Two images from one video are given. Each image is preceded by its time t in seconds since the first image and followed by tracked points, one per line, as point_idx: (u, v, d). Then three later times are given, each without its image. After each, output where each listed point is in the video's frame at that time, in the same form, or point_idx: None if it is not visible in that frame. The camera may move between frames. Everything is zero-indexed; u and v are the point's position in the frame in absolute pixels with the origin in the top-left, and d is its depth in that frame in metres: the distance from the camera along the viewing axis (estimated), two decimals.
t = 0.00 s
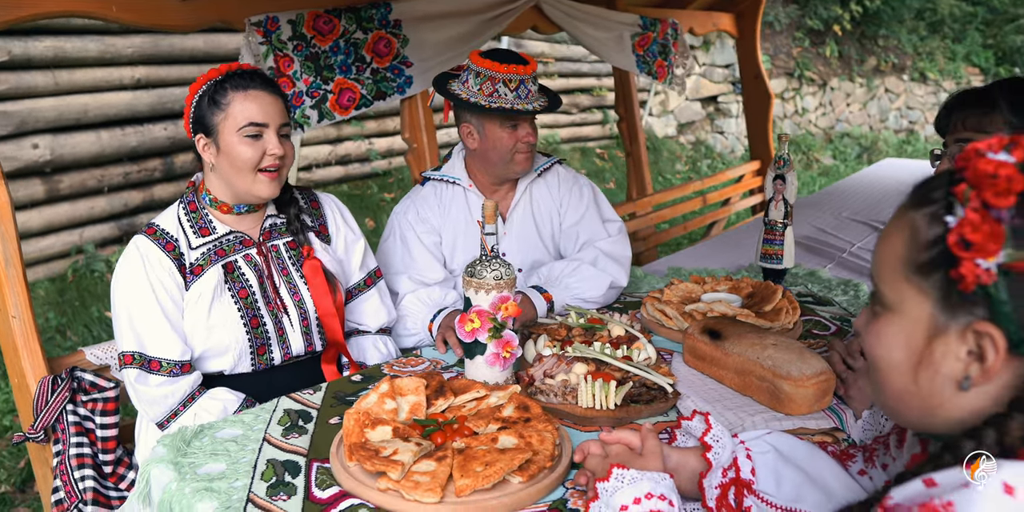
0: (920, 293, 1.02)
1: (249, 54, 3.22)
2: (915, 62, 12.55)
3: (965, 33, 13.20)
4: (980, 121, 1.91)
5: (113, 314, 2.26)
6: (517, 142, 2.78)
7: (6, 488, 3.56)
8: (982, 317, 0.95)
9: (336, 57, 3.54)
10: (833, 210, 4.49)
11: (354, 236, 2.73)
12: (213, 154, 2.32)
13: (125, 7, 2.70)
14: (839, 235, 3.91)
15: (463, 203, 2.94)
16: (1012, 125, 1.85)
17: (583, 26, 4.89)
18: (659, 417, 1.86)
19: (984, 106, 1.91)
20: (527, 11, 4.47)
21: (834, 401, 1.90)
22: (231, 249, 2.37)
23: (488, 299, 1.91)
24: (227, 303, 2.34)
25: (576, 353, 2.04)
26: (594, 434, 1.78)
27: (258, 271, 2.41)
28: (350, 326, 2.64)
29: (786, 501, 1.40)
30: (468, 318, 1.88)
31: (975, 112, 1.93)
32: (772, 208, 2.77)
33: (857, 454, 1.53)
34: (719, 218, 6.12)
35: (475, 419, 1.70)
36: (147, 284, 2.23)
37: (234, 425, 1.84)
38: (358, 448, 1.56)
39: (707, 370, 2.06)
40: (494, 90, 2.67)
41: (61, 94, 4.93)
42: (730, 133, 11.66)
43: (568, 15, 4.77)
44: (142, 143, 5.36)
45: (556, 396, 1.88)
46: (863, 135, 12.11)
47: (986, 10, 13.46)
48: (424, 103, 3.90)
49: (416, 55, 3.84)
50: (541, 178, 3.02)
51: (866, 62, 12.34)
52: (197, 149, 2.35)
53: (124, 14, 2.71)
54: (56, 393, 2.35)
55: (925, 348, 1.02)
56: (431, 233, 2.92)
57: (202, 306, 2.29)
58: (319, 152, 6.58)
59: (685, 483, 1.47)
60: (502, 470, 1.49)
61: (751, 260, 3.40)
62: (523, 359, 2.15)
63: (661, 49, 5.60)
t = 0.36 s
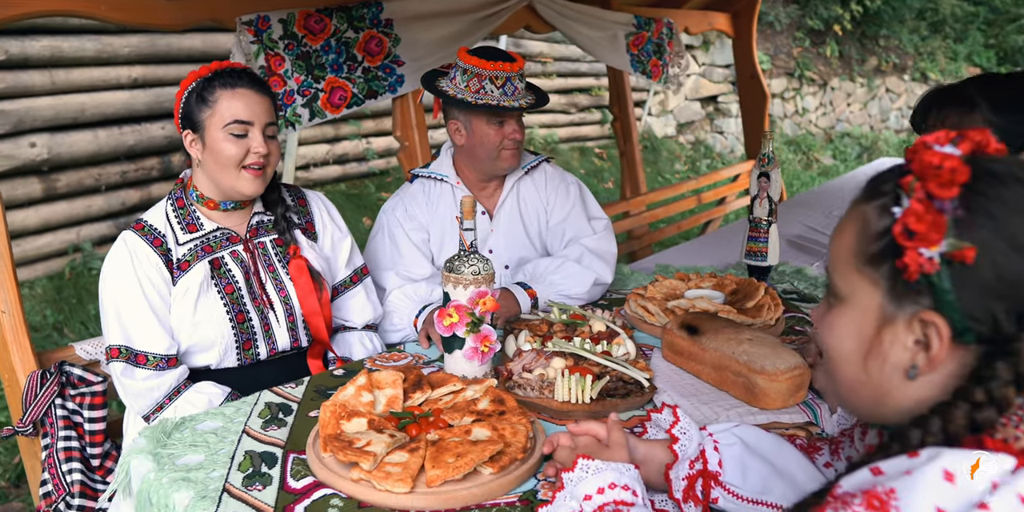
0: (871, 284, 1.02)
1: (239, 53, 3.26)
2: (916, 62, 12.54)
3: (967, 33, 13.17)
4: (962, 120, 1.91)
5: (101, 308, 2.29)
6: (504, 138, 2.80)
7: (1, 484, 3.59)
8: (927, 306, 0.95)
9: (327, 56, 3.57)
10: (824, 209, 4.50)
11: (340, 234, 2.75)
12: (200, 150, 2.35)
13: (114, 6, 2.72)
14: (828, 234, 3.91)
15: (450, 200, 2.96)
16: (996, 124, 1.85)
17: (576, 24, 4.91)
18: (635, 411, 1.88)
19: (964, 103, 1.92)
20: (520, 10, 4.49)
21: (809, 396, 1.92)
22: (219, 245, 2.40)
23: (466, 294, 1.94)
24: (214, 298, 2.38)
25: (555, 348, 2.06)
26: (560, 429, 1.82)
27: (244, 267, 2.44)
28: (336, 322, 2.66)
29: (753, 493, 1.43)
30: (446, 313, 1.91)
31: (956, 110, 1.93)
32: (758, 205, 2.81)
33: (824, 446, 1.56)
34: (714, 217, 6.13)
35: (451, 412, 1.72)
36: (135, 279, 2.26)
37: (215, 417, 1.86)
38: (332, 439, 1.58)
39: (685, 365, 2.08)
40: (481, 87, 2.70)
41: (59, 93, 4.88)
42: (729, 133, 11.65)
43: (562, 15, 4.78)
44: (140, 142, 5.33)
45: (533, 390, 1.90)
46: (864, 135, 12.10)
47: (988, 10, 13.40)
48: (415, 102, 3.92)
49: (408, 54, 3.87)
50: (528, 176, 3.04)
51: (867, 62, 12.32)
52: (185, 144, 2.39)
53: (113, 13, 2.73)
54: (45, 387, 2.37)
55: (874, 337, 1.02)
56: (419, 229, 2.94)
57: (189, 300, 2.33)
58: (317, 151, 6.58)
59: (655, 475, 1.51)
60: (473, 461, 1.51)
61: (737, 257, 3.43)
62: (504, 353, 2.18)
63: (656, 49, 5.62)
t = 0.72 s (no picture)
0: (823, 273, 1.01)
1: (231, 51, 3.28)
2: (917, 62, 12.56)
3: (969, 32, 13.17)
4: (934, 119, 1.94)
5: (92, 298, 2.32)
6: (491, 134, 2.81)
7: None
8: (875, 296, 0.94)
9: (318, 54, 3.60)
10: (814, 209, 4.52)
11: (330, 229, 2.78)
12: (192, 143, 2.38)
13: (106, 5, 2.73)
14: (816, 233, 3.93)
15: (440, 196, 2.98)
16: (965, 122, 1.91)
17: (569, 23, 4.93)
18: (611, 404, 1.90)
19: (935, 99, 1.95)
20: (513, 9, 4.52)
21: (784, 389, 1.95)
22: (209, 238, 2.43)
23: (444, 288, 1.97)
24: (202, 290, 2.40)
25: (534, 342, 2.08)
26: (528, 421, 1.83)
27: (234, 259, 2.47)
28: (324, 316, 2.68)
29: (720, 483, 1.47)
30: (424, 307, 1.94)
31: (926, 104, 1.96)
32: (742, 202, 2.82)
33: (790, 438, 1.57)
34: (709, 216, 6.16)
35: (426, 404, 1.75)
36: (125, 268, 2.29)
37: (196, 409, 1.89)
38: (307, 430, 1.61)
39: (663, 359, 2.10)
40: (468, 82, 2.73)
41: (56, 93, 4.77)
42: (729, 133, 11.65)
43: (555, 14, 4.81)
44: (137, 141, 5.21)
45: (510, 383, 1.92)
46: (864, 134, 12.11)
47: (991, 9, 13.38)
48: (407, 99, 3.95)
49: (400, 53, 3.90)
50: (518, 172, 3.07)
51: (867, 62, 12.34)
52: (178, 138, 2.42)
53: (104, 11, 2.74)
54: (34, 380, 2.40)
55: (825, 326, 1.01)
56: (409, 224, 2.96)
57: (178, 291, 2.35)
58: (315, 150, 6.58)
59: (623, 466, 1.51)
60: (444, 451, 1.54)
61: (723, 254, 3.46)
62: (484, 347, 2.20)
63: (650, 48, 5.64)
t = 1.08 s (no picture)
0: (781, 265, 1.02)
1: (227, 50, 3.31)
2: (919, 62, 12.55)
3: (971, 33, 13.16)
4: (907, 118, 1.79)
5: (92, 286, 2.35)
6: (481, 131, 2.84)
7: None
8: (832, 286, 0.96)
9: (315, 53, 3.63)
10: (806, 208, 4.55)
11: (327, 226, 2.83)
12: (194, 140, 2.42)
13: (103, 5, 2.75)
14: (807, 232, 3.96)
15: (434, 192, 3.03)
16: (939, 119, 1.73)
17: (566, 23, 4.97)
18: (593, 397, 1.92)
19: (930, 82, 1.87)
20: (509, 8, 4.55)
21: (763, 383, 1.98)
22: (209, 231, 2.47)
23: (430, 283, 2.00)
24: (201, 281, 2.44)
25: (519, 336, 2.12)
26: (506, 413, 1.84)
27: (232, 252, 2.51)
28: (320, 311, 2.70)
29: (693, 473, 1.48)
30: (411, 301, 1.96)
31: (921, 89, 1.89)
32: (730, 200, 2.84)
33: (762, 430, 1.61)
34: (706, 215, 6.18)
35: (410, 395, 1.78)
36: (127, 258, 2.33)
37: (186, 400, 1.93)
38: (292, 420, 1.65)
39: (647, 354, 2.14)
40: (459, 79, 2.76)
41: (57, 91, 4.79)
42: (729, 133, 11.67)
43: (551, 14, 4.85)
44: (138, 139, 5.22)
45: (494, 376, 1.95)
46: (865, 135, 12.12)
47: (993, 10, 13.37)
48: (403, 98, 4.01)
49: (396, 52, 3.94)
50: (512, 170, 3.10)
51: (868, 63, 12.34)
52: (180, 134, 2.46)
53: (102, 11, 2.76)
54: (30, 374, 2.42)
55: (784, 316, 1.03)
56: (404, 220, 3.00)
57: (177, 282, 2.38)
58: (315, 149, 6.60)
59: (600, 457, 1.55)
60: (425, 441, 1.57)
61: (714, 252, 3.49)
62: (471, 341, 2.24)
63: (648, 48, 5.66)
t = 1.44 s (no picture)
0: (750, 256, 1.07)
1: (228, 50, 3.37)
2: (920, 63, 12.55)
3: (973, 34, 13.15)
4: (883, 120, 1.79)
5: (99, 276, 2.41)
6: (475, 129, 2.89)
7: None
8: (797, 275, 1.00)
9: (314, 53, 3.68)
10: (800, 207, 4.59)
11: (329, 224, 2.87)
12: (200, 138, 2.47)
13: (106, 5, 2.80)
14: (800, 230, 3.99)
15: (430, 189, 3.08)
16: (913, 121, 1.74)
17: (564, 24, 5.02)
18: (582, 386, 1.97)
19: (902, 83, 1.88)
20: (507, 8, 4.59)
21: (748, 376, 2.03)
22: (213, 225, 2.52)
23: (423, 277, 2.04)
24: (205, 274, 2.49)
25: (510, 330, 2.17)
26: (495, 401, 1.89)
27: (236, 246, 2.56)
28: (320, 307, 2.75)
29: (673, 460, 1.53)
30: (404, 294, 2.01)
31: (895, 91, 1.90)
32: (721, 198, 2.88)
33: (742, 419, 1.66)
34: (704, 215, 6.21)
35: (402, 386, 1.83)
36: (133, 249, 2.39)
37: (183, 391, 1.98)
38: (286, 409, 1.69)
39: (635, 347, 2.18)
40: (452, 78, 2.81)
41: (61, 90, 4.85)
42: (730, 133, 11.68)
43: (549, 14, 4.89)
44: (141, 138, 5.25)
45: (485, 368, 2.00)
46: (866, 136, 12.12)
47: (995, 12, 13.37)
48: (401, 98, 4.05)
49: (394, 52, 3.99)
50: (507, 167, 3.15)
51: (869, 64, 12.34)
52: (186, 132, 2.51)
53: (105, 11, 2.81)
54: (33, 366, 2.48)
55: (754, 304, 1.07)
56: (401, 216, 3.04)
57: (181, 274, 2.45)
58: (316, 148, 6.64)
59: (584, 444, 1.59)
60: (415, 429, 1.61)
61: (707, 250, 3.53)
62: (463, 334, 2.29)
63: (646, 48, 5.70)
